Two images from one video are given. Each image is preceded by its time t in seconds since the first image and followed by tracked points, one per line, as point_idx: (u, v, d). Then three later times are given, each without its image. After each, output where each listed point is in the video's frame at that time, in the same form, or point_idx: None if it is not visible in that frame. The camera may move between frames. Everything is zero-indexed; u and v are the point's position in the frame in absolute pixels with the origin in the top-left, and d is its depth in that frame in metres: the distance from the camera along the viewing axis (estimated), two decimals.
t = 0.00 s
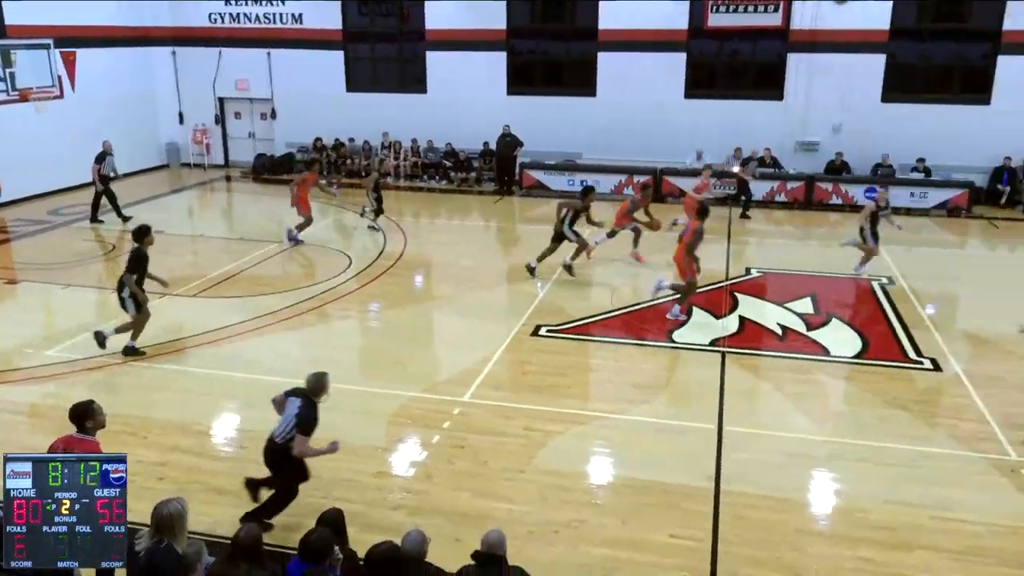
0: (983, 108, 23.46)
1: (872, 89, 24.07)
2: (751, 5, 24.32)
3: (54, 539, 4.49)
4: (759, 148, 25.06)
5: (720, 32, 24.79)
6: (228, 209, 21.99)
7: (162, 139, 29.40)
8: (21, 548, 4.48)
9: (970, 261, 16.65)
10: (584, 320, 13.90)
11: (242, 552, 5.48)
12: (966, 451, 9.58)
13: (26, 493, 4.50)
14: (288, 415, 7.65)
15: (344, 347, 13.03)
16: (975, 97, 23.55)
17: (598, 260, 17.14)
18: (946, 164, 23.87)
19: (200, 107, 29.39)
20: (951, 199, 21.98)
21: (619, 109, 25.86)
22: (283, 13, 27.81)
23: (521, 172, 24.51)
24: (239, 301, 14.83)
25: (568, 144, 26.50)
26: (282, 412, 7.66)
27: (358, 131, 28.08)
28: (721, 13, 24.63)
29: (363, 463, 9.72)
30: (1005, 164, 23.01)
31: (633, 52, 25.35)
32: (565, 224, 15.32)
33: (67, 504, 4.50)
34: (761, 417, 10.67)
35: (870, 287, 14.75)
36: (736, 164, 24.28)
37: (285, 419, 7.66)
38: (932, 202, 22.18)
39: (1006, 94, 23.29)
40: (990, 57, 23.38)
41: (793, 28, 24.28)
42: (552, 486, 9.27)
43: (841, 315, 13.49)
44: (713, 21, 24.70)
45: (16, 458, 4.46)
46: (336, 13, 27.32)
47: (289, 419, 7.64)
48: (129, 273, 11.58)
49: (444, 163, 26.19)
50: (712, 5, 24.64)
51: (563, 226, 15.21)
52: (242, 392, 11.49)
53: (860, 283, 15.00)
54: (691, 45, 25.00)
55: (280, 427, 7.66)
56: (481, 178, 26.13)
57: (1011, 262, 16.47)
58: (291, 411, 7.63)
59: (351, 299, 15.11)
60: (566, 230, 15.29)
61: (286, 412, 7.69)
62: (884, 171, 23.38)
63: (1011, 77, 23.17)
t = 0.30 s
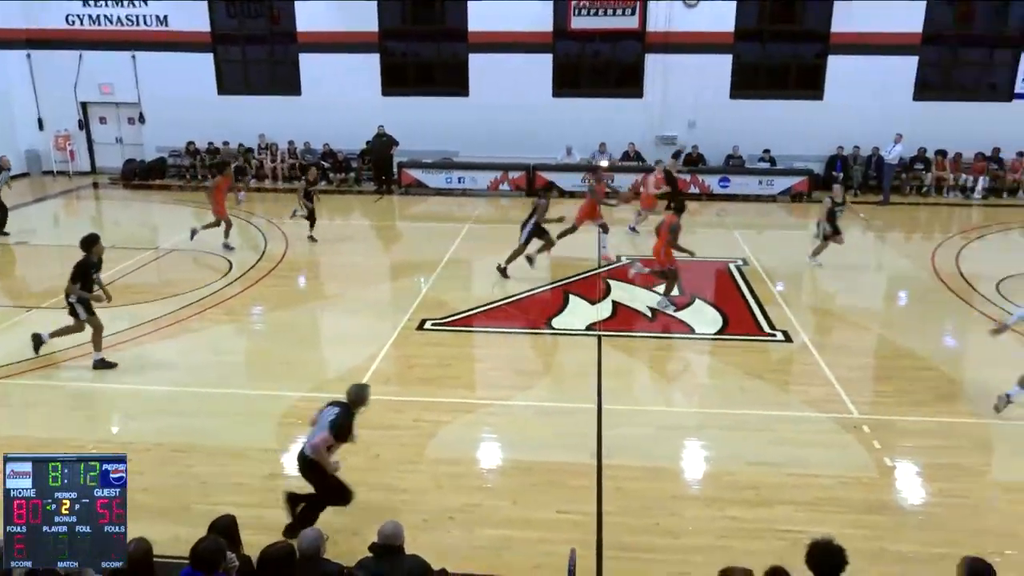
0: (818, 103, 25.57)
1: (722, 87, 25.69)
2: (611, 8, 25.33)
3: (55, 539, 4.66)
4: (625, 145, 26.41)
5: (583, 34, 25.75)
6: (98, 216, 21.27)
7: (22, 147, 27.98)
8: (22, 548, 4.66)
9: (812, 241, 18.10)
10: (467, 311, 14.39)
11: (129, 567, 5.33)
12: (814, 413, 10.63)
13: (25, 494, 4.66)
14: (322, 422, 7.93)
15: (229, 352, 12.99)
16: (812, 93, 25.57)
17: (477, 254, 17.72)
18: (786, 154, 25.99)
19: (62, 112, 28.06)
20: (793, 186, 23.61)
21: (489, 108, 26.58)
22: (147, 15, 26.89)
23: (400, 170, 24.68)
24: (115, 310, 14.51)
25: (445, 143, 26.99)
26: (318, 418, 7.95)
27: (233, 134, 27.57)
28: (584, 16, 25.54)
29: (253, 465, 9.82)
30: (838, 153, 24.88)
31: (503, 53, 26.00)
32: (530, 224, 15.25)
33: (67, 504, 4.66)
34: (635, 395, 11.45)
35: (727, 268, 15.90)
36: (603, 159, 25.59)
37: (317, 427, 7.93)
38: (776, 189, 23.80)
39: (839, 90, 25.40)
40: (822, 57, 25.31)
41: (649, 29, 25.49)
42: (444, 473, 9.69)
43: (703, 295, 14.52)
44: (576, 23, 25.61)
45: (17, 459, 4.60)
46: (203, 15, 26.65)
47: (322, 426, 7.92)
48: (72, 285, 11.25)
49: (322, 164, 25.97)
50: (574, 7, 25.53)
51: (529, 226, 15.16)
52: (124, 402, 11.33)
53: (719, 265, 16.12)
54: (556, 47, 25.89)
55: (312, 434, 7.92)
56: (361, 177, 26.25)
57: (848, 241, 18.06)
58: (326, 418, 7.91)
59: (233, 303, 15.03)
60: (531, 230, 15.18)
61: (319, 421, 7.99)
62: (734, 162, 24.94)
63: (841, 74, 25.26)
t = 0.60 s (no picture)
0: (693, 106, 27.02)
1: (606, 93, 26.78)
2: (505, 18, 25.87)
3: (53, 540, 4.62)
4: (519, 148, 27.26)
5: (475, 42, 26.21)
6: None
7: None
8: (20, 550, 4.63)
9: (694, 234, 19.17)
10: (374, 314, 14.68)
11: None
12: (701, 393, 11.46)
13: (24, 494, 4.65)
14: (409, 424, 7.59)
15: (130, 366, 12.85)
16: (688, 97, 26.97)
17: (380, 256, 18.00)
18: (665, 153, 27.44)
19: None
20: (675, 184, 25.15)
21: (382, 115, 26.85)
22: (26, 22, 25.67)
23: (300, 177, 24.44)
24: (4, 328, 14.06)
25: (343, 149, 27.10)
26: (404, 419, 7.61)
27: (125, 144, 26.80)
28: (475, 25, 25.95)
29: (162, 478, 9.82)
30: (714, 151, 26.30)
31: (398, 61, 26.26)
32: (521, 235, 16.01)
33: (66, 505, 4.64)
34: (538, 386, 12.02)
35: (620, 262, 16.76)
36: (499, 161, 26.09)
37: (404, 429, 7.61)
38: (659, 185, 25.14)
39: (714, 94, 26.95)
40: (696, 63, 26.71)
41: (537, 38, 26.23)
42: (356, 473, 9.99)
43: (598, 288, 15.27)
44: (469, 32, 26.00)
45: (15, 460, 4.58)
46: (88, 22, 25.66)
47: (407, 432, 7.57)
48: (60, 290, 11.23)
49: (220, 173, 25.57)
50: (466, 16, 25.85)
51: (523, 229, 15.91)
52: (21, 422, 11.08)
53: (611, 260, 16.95)
54: (449, 55, 26.34)
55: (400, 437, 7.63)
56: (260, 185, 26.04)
57: (726, 232, 19.24)
58: (413, 421, 7.56)
59: (132, 316, 14.79)
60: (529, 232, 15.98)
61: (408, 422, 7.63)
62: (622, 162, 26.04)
63: (714, 79, 26.78)
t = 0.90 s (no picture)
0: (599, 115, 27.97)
1: (516, 101, 27.44)
2: (417, 31, 26.26)
3: (55, 538, 5.25)
4: (435, 155, 27.66)
5: (388, 54, 26.55)
6: None
7: None
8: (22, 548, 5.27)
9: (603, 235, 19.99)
10: (297, 321, 14.85)
11: None
12: (616, 385, 12.15)
13: (25, 494, 5.27)
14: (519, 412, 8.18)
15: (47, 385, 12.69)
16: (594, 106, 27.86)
17: (302, 264, 18.15)
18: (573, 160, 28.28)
19: None
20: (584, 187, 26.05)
21: (295, 125, 26.81)
22: None
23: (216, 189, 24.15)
24: None
25: (258, 159, 26.96)
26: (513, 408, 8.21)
27: (29, 159, 25.90)
28: (389, 37, 26.28)
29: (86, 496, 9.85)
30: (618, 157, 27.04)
31: (313, 73, 26.36)
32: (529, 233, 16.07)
33: (66, 505, 5.25)
34: (459, 386, 12.49)
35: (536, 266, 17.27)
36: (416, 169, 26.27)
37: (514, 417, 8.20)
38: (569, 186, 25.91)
39: (620, 100, 27.96)
40: (600, 74, 27.61)
41: (450, 50, 26.70)
42: (286, 480, 10.25)
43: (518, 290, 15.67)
44: (383, 44, 26.33)
45: (16, 462, 5.19)
46: None
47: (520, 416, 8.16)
48: (59, 293, 11.45)
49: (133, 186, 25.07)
50: (379, 29, 26.17)
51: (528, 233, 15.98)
52: None
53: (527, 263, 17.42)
54: (364, 66, 26.57)
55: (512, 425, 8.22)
56: (176, 198, 25.62)
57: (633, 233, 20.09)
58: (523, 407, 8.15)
59: (45, 334, 14.54)
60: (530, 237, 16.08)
61: (516, 411, 8.22)
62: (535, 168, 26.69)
63: (617, 89, 27.81)
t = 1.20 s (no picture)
0: (469, 125, 24.37)
1: (374, 110, 23.54)
2: (248, 27, 22.01)
3: None
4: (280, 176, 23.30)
5: (219, 55, 22.23)
6: None
7: None
8: None
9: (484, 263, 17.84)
10: (118, 376, 12.30)
11: None
12: (495, 438, 10.33)
13: None
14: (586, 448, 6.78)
15: None
16: (464, 114, 24.34)
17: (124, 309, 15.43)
18: (444, 177, 24.48)
19: None
20: (457, 210, 22.51)
21: (106, 139, 21.89)
22: None
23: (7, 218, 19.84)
24: None
25: (62, 182, 21.80)
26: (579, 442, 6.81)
27: None
28: (218, 35, 21.85)
29: None
30: (495, 174, 24.02)
31: (127, 78, 21.66)
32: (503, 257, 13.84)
33: None
34: (317, 443, 10.37)
35: (400, 299, 15.19)
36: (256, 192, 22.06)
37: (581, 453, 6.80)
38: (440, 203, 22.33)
39: (488, 109, 24.44)
40: (470, 77, 24.15)
41: (292, 50, 22.69)
42: (103, 565, 7.91)
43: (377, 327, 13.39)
44: (211, 43, 21.83)
45: None
46: None
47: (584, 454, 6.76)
48: None
49: None
50: (207, 25, 21.70)
51: (505, 258, 13.67)
52: None
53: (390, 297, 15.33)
54: (190, 70, 22.15)
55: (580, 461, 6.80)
56: None
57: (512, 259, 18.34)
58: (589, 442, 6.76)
59: None
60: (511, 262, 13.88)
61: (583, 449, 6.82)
62: (396, 187, 23.13)
63: (486, 98, 24.34)
